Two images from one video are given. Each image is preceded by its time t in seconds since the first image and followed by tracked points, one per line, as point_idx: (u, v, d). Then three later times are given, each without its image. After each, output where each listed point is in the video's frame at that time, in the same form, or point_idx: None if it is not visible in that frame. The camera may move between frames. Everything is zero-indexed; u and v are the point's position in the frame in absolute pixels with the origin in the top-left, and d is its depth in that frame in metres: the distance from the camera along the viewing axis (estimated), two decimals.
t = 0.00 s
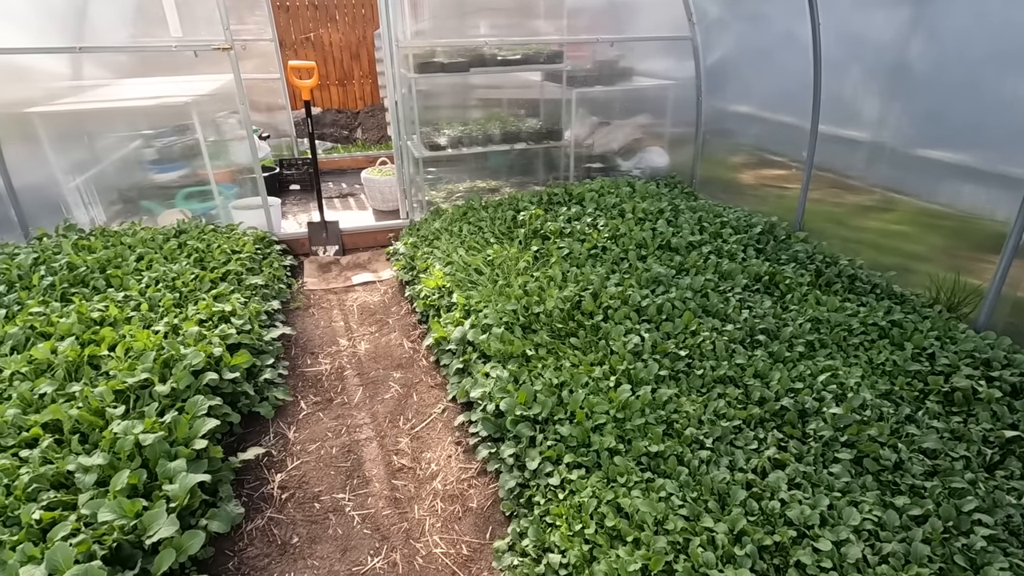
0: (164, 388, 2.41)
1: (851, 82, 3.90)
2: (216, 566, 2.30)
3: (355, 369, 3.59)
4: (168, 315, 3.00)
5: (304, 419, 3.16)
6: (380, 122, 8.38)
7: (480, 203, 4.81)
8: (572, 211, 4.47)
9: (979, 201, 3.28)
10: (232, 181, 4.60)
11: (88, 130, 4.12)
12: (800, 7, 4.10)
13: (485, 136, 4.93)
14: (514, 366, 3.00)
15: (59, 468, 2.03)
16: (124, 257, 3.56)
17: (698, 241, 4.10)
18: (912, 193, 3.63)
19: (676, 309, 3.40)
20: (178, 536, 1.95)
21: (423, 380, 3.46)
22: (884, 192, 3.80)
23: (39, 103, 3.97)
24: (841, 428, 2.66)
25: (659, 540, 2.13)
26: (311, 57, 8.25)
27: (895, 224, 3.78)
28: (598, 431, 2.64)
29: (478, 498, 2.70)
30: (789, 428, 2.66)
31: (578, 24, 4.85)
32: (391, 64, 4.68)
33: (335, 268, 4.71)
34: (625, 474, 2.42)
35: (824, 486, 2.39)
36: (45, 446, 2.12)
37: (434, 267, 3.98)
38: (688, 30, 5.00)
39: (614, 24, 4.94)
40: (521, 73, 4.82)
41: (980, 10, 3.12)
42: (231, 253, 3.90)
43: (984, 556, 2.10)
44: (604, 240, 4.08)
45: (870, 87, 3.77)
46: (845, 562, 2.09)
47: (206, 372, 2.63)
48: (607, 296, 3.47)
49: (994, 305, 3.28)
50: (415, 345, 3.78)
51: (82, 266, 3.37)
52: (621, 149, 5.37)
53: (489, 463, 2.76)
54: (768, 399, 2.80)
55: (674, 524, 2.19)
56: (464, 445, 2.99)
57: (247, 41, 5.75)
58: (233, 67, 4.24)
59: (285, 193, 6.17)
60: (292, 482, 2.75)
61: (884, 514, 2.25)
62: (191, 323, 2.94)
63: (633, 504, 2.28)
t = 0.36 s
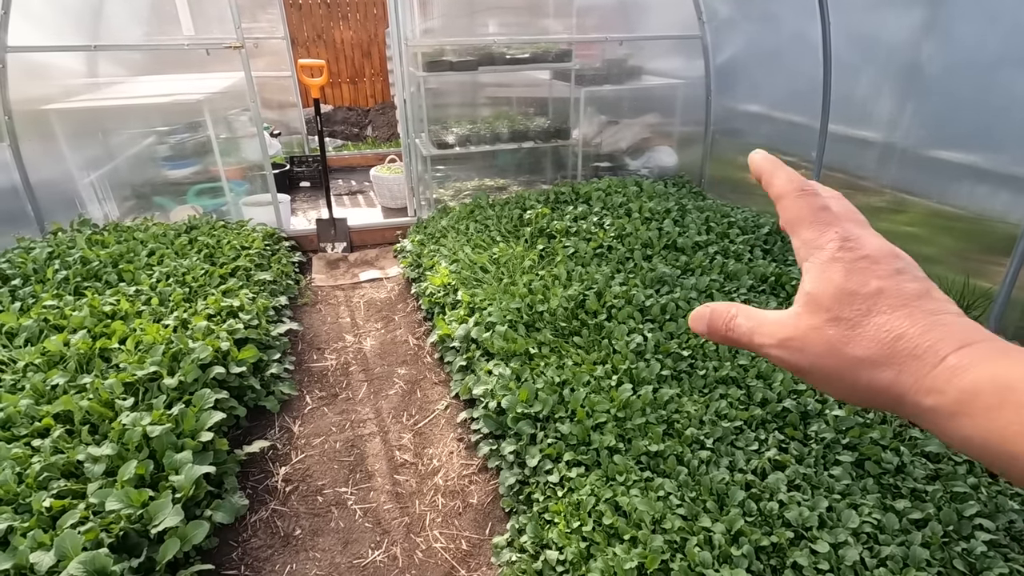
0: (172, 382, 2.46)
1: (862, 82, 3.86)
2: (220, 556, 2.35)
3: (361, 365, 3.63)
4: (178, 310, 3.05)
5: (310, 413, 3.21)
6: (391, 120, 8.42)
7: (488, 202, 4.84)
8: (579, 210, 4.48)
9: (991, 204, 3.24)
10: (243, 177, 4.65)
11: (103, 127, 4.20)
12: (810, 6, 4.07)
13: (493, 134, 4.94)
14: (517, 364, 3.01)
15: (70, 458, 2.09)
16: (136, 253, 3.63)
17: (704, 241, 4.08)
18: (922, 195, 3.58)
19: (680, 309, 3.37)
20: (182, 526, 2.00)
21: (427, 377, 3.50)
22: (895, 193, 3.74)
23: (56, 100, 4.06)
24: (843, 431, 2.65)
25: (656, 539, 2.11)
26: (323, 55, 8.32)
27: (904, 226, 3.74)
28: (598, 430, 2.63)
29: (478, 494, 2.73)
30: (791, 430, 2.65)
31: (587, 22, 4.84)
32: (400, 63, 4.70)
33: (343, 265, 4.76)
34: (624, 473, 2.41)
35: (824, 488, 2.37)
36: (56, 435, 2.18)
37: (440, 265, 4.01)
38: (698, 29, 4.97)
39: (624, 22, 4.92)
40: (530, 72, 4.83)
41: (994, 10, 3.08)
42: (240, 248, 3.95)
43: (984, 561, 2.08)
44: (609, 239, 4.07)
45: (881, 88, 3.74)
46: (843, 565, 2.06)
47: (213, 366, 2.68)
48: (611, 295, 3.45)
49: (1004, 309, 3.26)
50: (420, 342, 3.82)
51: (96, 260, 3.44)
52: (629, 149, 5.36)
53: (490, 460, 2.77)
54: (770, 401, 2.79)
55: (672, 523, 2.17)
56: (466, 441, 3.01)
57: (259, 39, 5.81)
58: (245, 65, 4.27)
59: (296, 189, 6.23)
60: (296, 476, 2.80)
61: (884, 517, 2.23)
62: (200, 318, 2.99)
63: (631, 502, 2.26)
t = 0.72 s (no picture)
0: (185, 373, 2.49)
1: (878, 80, 3.81)
2: (231, 546, 2.37)
3: (371, 359, 3.65)
4: (191, 303, 3.08)
5: (320, 406, 3.23)
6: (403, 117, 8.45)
7: (499, 198, 4.84)
8: (590, 207, 4.47)
9: (1011, 204, 3.19)
10: (256, 173, 4.69)
11: (119, 122, 4.25)
12: (826, 3, 4.02)
13: (504, 131, 4.95)
14: (527, 360, 2.98)
15: (85, 447, 2.12)
16: (150, 246, 3.67)
17: (717, 239, 4.03)
18: (939, 194, 3.53)
19: (692, 307, 3.31)
20: (194, 515, 2.02)
21: (437, 372, 3.50)
22: (911, 192, 3.69)
23: (73, 95, 4.11)
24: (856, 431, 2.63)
25: (665, 536, 2.09)
26: (335, 52, 8.35)
27: (921, 225, 3.68)
28: (608, 427, 2.62)
29: (487, 489, 2.72)
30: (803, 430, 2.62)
31: (600, 19, 4.82)
32: (411, 58, 4.72)
33: (354, 260, 4.78)
34: (634, 470, 2.39)
35: (836, 488, 2.35)
36: (71, 425, 2.20)
37: (451, 261, 4.01)
38: (712, 26, 4.93)
39: (637, 19, 4.89)
40: (542, 69, 4.82)
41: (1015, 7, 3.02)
42: (253, 243, 3.97)
43: (1001, 565, 2.04)
44: (621, 236, 4.04)
45: (898, 84, 3.68)
46: (855, 566, 2.03)
47: (226, 358, 2.70)
48: (621, 292, 3.40)
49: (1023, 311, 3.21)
50: (430, 338, 3.82)
51: (111, 254, 3.49)
52: (641, 146, 5.34)
53: (499, 456, 2.76)
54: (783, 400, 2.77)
55: (682, 520, 2.15)
56: (475, 436, 3.01)
57: (273, 35, 5.84)
58: (258, 61, 4.28)
59: (308, 185, 6.26)
60: (306, 468, 2.82)
61: (898, 518, 2.19)
62: (213, 311, 3.01)
63: (641, 500, 2.24)
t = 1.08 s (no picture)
0: (199, 368, 2.50)
1: (895, 80, 3.77)
2: (244, 541, 2.39)
3: (382, 357, 3.66)
4: (205, 299, 3.10)
5: (332, 403, 3.25)
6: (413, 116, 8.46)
7: (509, 197, 4.83)
8: (601, 206, 4.45)
9: None
10: (268, 171, 4.71)
11: (135, 119, 4.29)
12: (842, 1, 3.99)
13: (516, 130, 4.94)
14: (538, 359, 2.95)
15: (101, 440, 2.14)
16: (165, 243, 3.70)
17: (729, 239, 4.01)
18: (956, 195, 3.49)
19: (704, 307, 3.27)
20: (208, 509, 2.03)
21: (447, 370, 3.51)
22: (927, 193, 3.66)
23: (89, 93, 4.15)
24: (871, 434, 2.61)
25: (677, 537, 2.07)
26: (347, 51, 8.38)
27: (937, 226, 3.64)
28: (619, 426, 2.59)
29: (498, 488, 2.72)
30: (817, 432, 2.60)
31: (612, 18, 4.80)
32: (424, 58, 4.73)
33: (364, 258, 4.80)
34: (646, 470, 2.37)
35: (850, 491, 2.32)
36: (88, 418, 2.22)
37: (461, 260, 4.00)
38: (726, 24, 4.90)
39: (650, 18, 4.88)
40: (553, 67, 4.81)
41: None
42: (265, 240, 3.99)
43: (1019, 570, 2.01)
44: (632, 236, 4.02)
45: (915, 83, 3.64)
46: (870, 569, 2.01)
47: (239, 354, 2.71)
48: (633, 292, 3.37)
49: None
50: (441, 336, 3.83)
51: (126, 250, 3.52)
52: (653, 145, 5.32)
53: (509, 454, 2.76)
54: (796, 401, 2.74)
55: (694, 521, 2.12)
56: (486, 434, 3.01)
57: (286, 34, 5.87)
58: (272, 59, 4.31)
59: (320, 183, 6.28)
60: (317, 464, 2.83)
61: (913, 523, 2.17)
62: (226, 307, 3.03)
63: (652, 500, 2.22)
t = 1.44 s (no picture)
0: (212, 365, 2.52)
1: (910, 80, 3.74)
2: (255, 536, 2.40)
3: (392, 355, 3.67)
4: (217, 296, 3.12)
5: (342, 400, 3.26)
6: (423, 114, 8.48)
7: (519, 197, 4.83)
8: (612, 206, 4.44)
9: None
10: (280, 169, 4.73)
11: (148, 117, 4.32)
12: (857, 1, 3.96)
13: (526, 129, 4.94)
14: (548, 359, 2.94)
15: (115, 435, 2.16)
16: (178, 240, 3.73)
17: (741, 240, 3.98)
18: (972, 197, 3.46)
19: (715, 308, 3.24)
20: (221, 505, 2.05)
21: (457, 369, 3.51)
22: (941, 195, 3.62)
23: (105, 91, 4.19)
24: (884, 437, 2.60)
25: (688, 539, 2.05)
26: (358, 50, 8.42)
27: (951, 229, 3.61)
28: (629, 427, 2.57)
29: (507, 487, 2.72)
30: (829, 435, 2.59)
31: (624, 17, 4.79)
32: (435, 57, 4.74)
33: (374, 257, 4.81)
34: (656, 471, 2.35)
35: (863, 495, 2.31)
36: (103, 413, 2.25)
37: (471, 259, 4.00)
38: (738, 24, 4.89)
39: (662, 17, 4.86)
40: (564, 67, 4.80)
41: None
42: (277, 238, 4.01)
43: None
44: (642, 236, 4.01)
45: (931, 83, 3.60)
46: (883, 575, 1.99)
47: (251, 351, 2.73)
48: (643, 292, 3.35)
49: None
50: (450, 335, 3.83)
51: (140, 246, 3.55)
52: (664, 145, 5.30)
53: (519, 454, 2.75)
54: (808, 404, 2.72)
55: (705, 523, 2.10)
56: (495, 434, 3.01)
57: (298, 33, 5.89)
58: (284, 58, 4.34)
59: (330, 181, 6.30)
60: (328, 461, 2.84)
61: (927, 528, 2.15)
62: (238, 304, 3.05)
63: (663, 501, 2.20)
